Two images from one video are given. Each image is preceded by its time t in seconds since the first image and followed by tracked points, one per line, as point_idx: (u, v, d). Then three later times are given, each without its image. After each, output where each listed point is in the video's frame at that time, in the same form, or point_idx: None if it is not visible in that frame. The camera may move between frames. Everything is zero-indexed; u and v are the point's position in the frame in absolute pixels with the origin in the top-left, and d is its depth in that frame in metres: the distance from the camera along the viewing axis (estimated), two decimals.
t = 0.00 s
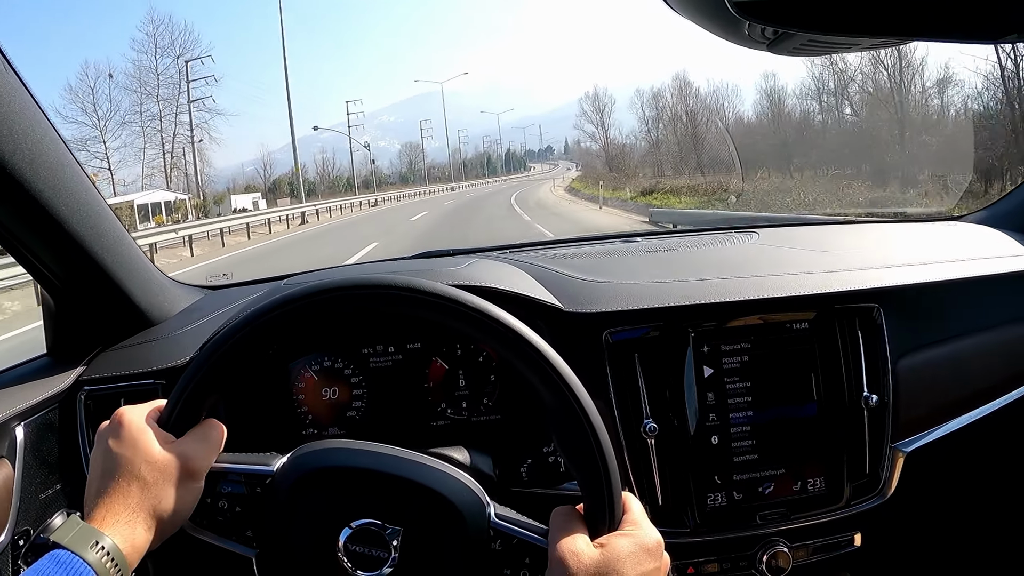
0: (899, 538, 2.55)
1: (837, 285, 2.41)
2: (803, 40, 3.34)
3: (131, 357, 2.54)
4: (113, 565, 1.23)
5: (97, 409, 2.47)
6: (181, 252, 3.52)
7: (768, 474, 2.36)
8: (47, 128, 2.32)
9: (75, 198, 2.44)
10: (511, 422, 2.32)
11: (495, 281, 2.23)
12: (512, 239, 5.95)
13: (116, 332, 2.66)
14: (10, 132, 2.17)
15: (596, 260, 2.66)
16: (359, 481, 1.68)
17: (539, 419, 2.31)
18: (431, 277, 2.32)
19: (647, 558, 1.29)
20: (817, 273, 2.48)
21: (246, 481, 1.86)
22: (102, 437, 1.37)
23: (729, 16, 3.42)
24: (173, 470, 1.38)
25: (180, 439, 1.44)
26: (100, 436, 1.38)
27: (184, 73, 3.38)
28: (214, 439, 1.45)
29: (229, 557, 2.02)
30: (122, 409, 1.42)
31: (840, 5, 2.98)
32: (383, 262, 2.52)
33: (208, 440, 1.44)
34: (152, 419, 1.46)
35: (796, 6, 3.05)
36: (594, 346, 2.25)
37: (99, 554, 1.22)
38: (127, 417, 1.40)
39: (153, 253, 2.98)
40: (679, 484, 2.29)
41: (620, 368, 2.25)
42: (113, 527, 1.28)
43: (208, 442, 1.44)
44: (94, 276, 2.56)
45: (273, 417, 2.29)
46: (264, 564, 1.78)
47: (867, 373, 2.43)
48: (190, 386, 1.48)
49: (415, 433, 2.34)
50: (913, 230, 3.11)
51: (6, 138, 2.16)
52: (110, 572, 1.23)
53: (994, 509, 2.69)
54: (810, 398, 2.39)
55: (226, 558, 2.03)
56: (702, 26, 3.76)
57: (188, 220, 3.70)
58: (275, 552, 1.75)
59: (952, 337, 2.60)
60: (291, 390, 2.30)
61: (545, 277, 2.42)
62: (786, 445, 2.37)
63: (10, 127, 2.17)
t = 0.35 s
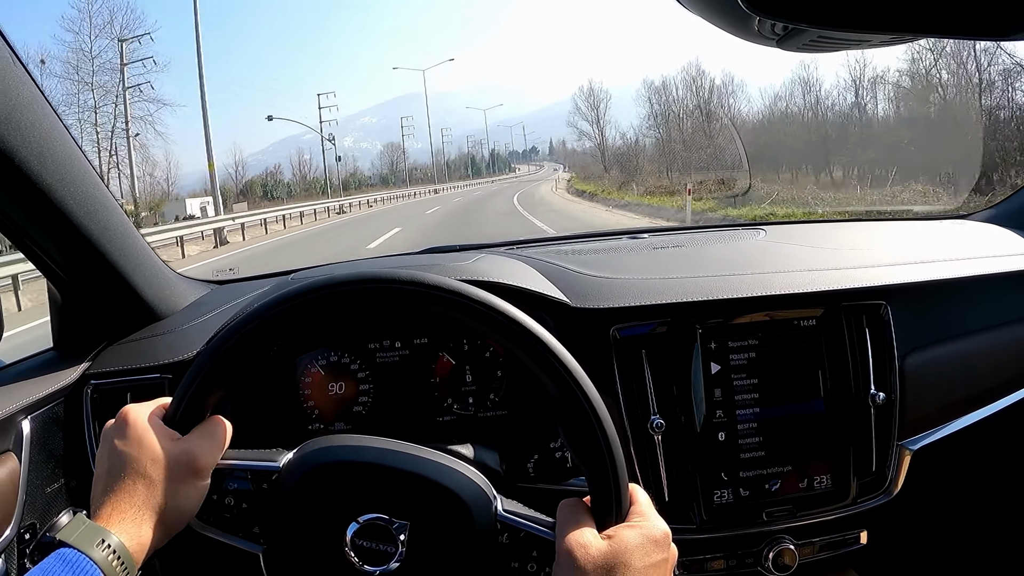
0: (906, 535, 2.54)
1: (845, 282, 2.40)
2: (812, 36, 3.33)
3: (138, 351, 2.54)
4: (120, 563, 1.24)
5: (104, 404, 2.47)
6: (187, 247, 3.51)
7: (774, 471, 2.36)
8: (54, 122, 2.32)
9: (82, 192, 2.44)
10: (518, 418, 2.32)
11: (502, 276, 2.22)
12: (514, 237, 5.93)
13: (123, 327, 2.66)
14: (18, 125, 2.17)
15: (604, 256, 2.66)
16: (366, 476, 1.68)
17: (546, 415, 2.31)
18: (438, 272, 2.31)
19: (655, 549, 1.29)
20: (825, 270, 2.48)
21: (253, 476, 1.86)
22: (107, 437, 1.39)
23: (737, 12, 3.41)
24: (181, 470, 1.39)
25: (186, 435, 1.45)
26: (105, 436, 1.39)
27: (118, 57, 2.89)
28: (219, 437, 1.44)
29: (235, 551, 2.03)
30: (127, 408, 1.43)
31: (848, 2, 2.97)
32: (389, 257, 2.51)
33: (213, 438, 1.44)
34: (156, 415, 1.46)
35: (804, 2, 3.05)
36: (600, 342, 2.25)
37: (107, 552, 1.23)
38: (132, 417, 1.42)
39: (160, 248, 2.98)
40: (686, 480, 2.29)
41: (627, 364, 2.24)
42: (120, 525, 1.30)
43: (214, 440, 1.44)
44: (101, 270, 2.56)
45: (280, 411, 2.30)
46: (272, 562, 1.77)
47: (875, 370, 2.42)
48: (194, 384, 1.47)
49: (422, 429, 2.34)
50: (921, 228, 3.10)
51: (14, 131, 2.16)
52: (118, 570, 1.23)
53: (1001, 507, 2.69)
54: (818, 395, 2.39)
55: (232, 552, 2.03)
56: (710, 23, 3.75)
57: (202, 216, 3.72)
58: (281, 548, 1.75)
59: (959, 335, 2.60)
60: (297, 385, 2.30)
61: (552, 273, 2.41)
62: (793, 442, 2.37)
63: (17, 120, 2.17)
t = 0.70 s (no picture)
0: (909, 538, 2.54)
1: (850, 284, 2.40)
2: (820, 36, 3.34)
3: (143, 351, 2.55)
4: (124, 563, 1.24)
5: (108, 403, 2.48)
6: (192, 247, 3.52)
7: (779, 473, 2.35)
8: (60, 121, 2.32)
9: (88, 190, 2.44)
10: (522, 419, 2.32)
11: (506, 277, 2.22)
12: (516, 239, 5.94)
13: (128, 326, 2.67)
14: (23, 124, 2.18)
15: (608, 257, 2.66)
16: (370, 476, 1.68)
17: (551, 416, 2.31)
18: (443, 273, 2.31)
19: (659, 551, 1.29)
20: (829, 272, 2.47)
21: (256, 476, 1.86)
22: (113, 436, 1.39)
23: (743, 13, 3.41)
24: (186, 470, 1.39)
25: (191, 436, 1.43)
26: (110, 434, 1.39)
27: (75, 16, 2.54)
28: (224, 437, 1.44)
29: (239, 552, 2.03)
30: (132, 407, 1.43)
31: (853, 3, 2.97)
32: (394, 258, 2.51)
33: (218, 438, 1.43)
34: (161, 416, 1.44)
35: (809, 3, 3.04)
36: (605, 344, 2.24)
37: (110, 552, 1.23)
38: (138, 415, 1.42)
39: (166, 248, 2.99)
40: (690, 482, 2.29)
41: (632, 366, 2.24)
42: (124, 525, 1.31)
43: (219, 439, 1.43)
44: (106, 269, 2.57)
45: (284, 411, 2.31)
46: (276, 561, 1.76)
47: (880, 373, 2.42)
48: (198, 386, 1.46)
49: (426, 430, 2.34)
50: (925, 231, 3.09)
51: (19, 129, 2.16)
52: (121, 570, 1.24)
53: (1006, 510, 2.68)
54: (822, 397, 2.39)
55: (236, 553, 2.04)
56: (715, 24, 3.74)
57: (210, 218, 3.74)
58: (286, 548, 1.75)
59: (964, 337, 2.59)
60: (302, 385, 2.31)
61: (557, 274, 2.41)
62: (797, 444, 2.37)
63: (23, 118, 2.17)
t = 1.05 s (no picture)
0: (915, 554, 2.54)
1: (857, 301, 2.41)
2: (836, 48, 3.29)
3: (151, 361, 2.56)
4: None
5: (117, 412, 2.48)
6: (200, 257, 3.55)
7: (784, 488, 2.36)
8: (74, 133, 2.34)
9: (99, 202, 2.46)
10: (529, 433, 2.33)
11: (516, 292, 2.24)
12: (518, 247, 5.96)
13: (138, 336, 2.68)
14: (38, 138, 2.20)
15: (616, 271, 2.67)
16: (380, 491, 1.69)
17: (559, 431, 2.31)
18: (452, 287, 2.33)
19: (665, 561, 1.31)
20: (836, 289, 2.48)
21: (267, 491, 1.88)
22: (124, 451, 1.40)
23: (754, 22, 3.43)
24: (197, 489, 1.38)
25: (200, 449, 1.43)
26: (121, 449, 1.40)
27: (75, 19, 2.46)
28: (233, 450, 1.42)
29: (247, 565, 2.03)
30: (142, 422, 1.44)
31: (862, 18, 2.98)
32: (403, 271, 2.53)
33: (227, 451, 1.42)
34: (170, 430, 1.44)
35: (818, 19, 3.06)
36: (613, 359, 2.25)
37: (120, 565, 1.24)
38: (147, 431, 1.42)
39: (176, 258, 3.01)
40: (696, 497, 2.29)
41: (639, 381, 2.25)
42: (134, 540, 1.32)
43: (228, 452, 1.42)
44: (116, 280, 2.58)
45: (292, 422, 2.32)
46: None
47: (886, 390, 2.42)
48: (206, 401, 1.44)
49: (433, 443, 2.35)
50: (931, 246, 3.10)
51: (33, 143, 2.19)
52: None
53: (1011, 527, 2.68)
54: (828, 413, 2.39)
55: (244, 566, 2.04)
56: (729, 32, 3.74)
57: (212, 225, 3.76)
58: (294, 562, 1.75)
59: (971, 354, 2.60)
60: (311, 396, 2.32)
61: (564, 289, 2.42)
62: (803, 460, 2.37)
63: (37, 132, 2.20)
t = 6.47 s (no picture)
0: None
1: (913, 341, 2.38)
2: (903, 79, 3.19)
3: (199, 339, 2.58)
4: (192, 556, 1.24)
5: (158, 386, 2.50)
6: (248, 237, 3.57)
7: (823, 523, 2.33)
8: (144, 104, 2.36)
9: (160, 174, 2.47)
10: (571, 444, 2.32)
11: (573, 302, 2.24)
12: (551, 255, 5.95)
13: (186, 312, 2.70)
14: (110, 106, 2.22)
15: (668, 290, 2.67)
16: (429, 496, 1.69)
17: (601, 445, 2.30)
18: (508, 292, 2.33)
19: None
20: (892, 326, 2.46)
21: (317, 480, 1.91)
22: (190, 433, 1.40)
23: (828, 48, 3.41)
24: (251, 499, 1.30)
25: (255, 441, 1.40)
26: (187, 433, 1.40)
27: None
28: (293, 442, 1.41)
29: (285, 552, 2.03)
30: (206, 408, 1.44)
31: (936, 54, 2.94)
32: (459, 273, 2.53)
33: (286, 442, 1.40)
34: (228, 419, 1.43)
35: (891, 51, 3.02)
36: (663, 377, 2.23)
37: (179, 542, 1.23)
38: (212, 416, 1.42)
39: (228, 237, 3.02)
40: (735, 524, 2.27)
41: (689, 403, 2.23)
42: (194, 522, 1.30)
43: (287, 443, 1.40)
44: (169, 254, 2.59)
45: (334, 411, 2.32)
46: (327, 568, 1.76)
47: (934, 433, 2.39)
48: (255, 385, 1.39)
49: (474, 446, 2.35)
50: (986, 290, 3.05)
51: (105, 111, 2.21)
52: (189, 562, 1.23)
53: None
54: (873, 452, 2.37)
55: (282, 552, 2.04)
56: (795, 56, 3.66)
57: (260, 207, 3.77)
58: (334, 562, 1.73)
59: None
60: (355, 388, 2.32)
61: (618, 303, 2.43)
62: (843, 496, 2.34)
63: (110, 101, 2.21)
